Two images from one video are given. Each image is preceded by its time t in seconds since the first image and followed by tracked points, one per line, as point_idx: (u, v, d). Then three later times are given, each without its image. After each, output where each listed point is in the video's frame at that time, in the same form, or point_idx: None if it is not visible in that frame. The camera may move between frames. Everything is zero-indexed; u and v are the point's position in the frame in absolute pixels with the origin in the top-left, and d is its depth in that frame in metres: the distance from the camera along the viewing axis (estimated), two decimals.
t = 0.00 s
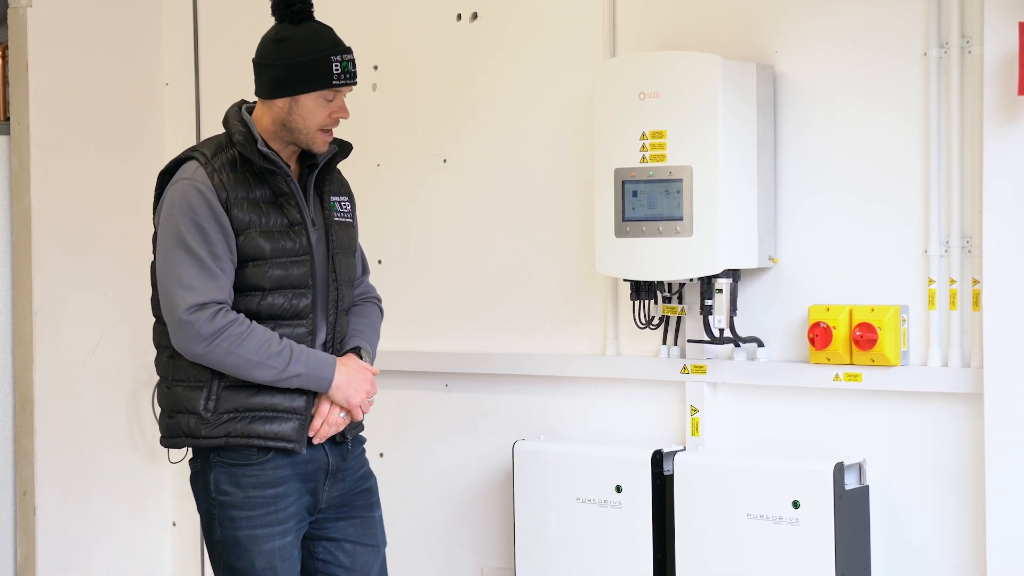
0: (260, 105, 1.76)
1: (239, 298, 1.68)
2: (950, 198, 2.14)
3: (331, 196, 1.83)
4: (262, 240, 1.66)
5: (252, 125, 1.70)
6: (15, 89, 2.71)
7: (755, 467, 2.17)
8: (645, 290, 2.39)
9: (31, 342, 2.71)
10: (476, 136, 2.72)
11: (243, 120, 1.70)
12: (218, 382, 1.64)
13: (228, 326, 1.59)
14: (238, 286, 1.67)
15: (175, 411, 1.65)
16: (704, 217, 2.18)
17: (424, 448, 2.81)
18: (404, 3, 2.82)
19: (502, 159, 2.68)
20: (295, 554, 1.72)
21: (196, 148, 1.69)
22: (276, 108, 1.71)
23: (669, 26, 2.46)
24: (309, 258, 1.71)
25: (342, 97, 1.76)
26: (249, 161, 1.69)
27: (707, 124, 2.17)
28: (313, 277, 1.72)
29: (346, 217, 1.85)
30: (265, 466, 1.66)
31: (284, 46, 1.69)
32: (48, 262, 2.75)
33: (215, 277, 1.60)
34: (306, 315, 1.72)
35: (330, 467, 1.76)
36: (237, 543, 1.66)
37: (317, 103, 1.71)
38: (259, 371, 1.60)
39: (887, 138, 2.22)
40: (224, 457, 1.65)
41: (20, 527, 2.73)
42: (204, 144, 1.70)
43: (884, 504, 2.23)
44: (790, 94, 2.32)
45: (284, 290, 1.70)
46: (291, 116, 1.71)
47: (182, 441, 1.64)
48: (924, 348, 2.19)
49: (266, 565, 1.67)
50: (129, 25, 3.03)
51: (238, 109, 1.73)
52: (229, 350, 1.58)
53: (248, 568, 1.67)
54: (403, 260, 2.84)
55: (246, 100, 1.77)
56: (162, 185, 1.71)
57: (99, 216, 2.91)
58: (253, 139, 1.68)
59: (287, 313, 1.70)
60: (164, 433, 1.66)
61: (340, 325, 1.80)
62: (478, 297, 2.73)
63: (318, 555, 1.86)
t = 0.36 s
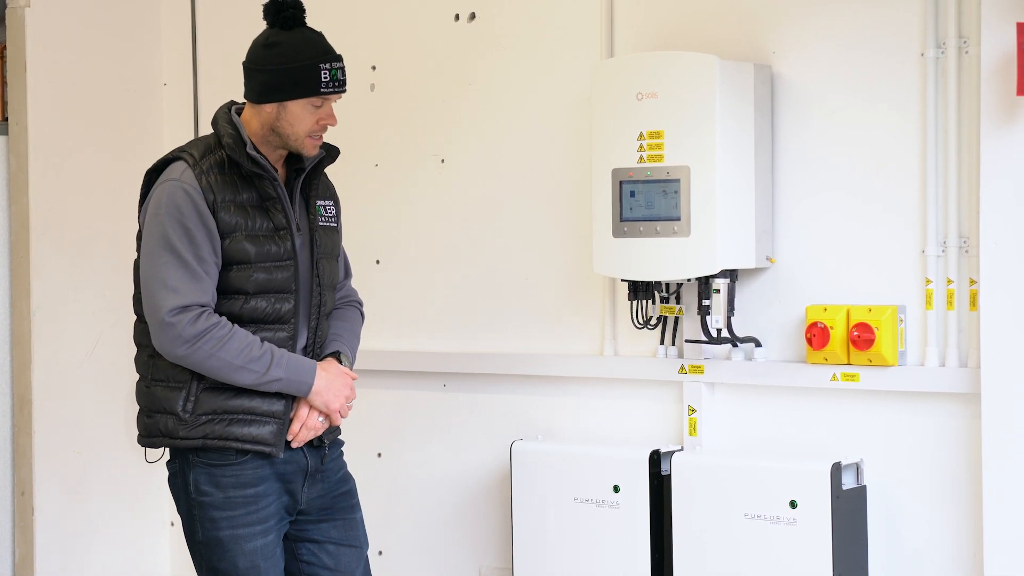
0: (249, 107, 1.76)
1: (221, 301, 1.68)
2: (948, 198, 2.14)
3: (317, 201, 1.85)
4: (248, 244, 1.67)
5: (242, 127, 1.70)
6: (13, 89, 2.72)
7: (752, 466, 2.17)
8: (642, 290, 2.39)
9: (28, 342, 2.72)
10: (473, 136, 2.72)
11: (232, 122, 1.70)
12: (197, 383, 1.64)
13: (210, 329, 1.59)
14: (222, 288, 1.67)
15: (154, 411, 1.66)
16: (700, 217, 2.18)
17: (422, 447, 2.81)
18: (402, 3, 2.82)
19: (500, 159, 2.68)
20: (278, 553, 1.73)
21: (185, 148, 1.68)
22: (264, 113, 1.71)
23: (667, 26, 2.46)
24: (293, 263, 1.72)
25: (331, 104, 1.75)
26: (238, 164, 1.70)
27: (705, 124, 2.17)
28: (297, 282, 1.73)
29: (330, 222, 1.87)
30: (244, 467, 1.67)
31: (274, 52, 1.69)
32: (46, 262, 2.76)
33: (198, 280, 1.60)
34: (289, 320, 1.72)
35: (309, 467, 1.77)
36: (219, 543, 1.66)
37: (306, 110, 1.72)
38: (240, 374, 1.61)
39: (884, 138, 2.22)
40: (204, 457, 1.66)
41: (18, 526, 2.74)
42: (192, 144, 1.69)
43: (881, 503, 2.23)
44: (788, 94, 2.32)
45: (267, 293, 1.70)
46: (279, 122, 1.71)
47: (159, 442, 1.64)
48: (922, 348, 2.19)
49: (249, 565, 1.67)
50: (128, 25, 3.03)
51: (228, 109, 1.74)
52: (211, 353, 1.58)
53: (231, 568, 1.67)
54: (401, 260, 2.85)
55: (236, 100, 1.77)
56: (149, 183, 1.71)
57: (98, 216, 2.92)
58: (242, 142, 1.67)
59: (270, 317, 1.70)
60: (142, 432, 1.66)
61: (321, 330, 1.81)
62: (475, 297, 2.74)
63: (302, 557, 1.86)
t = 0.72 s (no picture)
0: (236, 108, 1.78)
1: (216, 300, 1.68)
2: (946, 198, 2.14)
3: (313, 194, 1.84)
4: (241, 241, 1.67)
5: (231, 125, 1.70)
6: (11, 88, 2.72)
7: (751, 467, 2.17)
8: (641, 290, 2.38)
9: (27, 341, 2.72)
10: (471, 136, 2.72)
11: (221, 121, 1.70)
12: (195, 381, 1.64)
13: (206, 326, 1.59)
14: (216, 287, 1.68)
15: (153, 411, 1.66)
16: (699, 217, 2.18)
17: (422, 447, 2.81)
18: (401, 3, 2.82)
19: (499, 159, 2.68)
20: (277, 552, 1.73)
21: (176, 148, 1.68)
22: (246, 116, 1.73)
23: (665, 26, 2.46)
24: (289, 258, 1.71)
25: (312, 106, 1.75)
26: (229, 162, 1.70)
27: (703, 124, 2.17)
28: (292, 277, 1.72)
29: (327, 215, 1.86)
30: (241, 465, 1.67)
31: (252, 55, 1.69)
32: (44, 262, 2.76)
33: (193, 278, 1.60)
34: (285, 316, 1.73)
35: (306, 466, 1.77)
36: (217, 543, 1.66)
37: (285, 112, 1.71)
38: (238, 368, 1.61)
39: (883, 137, 2.22)
40: (201, 457, 1.66)
41: (16, 526, 2.74)
42: (183, 144, 1.70)
43: (880, 504, 2.23)
44: (787, 94, 2.32)
45: (261, 290, 1.70)
46: (260, 125, 1.72)
47: (159, 441, 1.65)
48: (920, 348, 2.19)
49: (247, 564, 1.68)
50: (127, 25, 3.03)
51: (217, 109, 1.73)
52: (208, 350, 1.58)
53: (229, 567, 1.67)
54: (400, 260, 2.85)
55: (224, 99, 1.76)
56: (140, 184, 1.71)
57: (97, 216, 2.92)
58: (232, 141, 1.67)
59: (265, 314, 1.71)
60: (143, 432, 1.66)
61: (321, 323, 1.82)
62: (474, 297, 2.74)
63: (301, 556, 1.86)
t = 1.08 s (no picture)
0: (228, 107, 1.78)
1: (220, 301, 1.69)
2: (945, 197, 2.14)
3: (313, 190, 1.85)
4: (244, 241, 1.67)
5: (227, 125, 1.71)
6: (11, 89, 2.73)
7: (751, 467, 2.17)
8: (640, 290, 2.39)
9: (26, 341, 2.75)
10: (471, 136, 2.72)
11: (216, 121, 1.70)
12: (202, 382, 1.64)
13: (214, 325, 1.59)
14: (219, 288, 1.68)
15: (162, 413, 1.66)
16: (698, 217, 2.18)
17: (421, 446, 2.81)
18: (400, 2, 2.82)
19: (498, 159, 2.68)
20: (281, 551, 1.73)
21: (173, 151, 1.67)
22: (236, 117, 1.73)
23: (665, 26, 2.46)
24: (292, 255, 1.73)
25: (300, 106, 1.75)
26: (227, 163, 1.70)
27: (702, 124, 2.17)
28: (295, 274, 1.74)
29: (326, 209, 1.87)
30: (246, 465, 1.67)
31: (240, 55, 1.70)
32: (42, 262, 2.76)
33: (199, 279, 1.60)
34: (289, 313, 1.74)
35: (311, 464, 1.77)
36: (223, 543, 1.66)
37: (273, 113, 1.72)
38: (250, 362, 1.62)
39: (883, 137, 2.22)
40: (205, 456, 1.66)
41: (15, 526, 2.78)
42: (179, 146, 1.69)
43: (880, 503, 2.23)
44: (787, 93, 2.32)
45: (266, 289, 1.71)
46: (249, 125, 1.73)
47: (170, 444, 1.65)
48: (919, 348, 2.19)
49: (253, 564, 1.68)
50: (127, 24, 3.03)
51: (211, 109, 1.73)
52: (219, 349, 1.58)
53: (235, 567, 1.67)
54: (400, 259, 2.85)
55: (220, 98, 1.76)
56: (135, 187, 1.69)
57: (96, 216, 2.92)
58: (229, 141, 1.67)
59: (270, 312, 1.72)
60: (154, 436, 1.66)
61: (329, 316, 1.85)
62: (474, 297, 2.74)
63: (305, 554, 1.87)
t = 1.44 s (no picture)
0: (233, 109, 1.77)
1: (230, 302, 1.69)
2: (945, 197, 2.14)
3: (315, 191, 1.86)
4: (253, 241, 1.67)
5: (233, 126, 1.71)
6: (11, 88, 2.73)
7: (751, 467, 2.17)
8: (640, 289, 2.40)
9: (26, 340, 2.74)
10: (472, 136, 2.72)
11: (222, 122, 1.71)
12: (215, 383, 1.64)
13: (225, 327, 1.58)
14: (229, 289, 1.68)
15: (172, 415, 1.65)
16: (697, 216, 2.18)
17: (420, 446, 2.81)
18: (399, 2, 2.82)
19: (498, 158, 2.68)
20: (285, 550, 1.73)
21: (180, 151, 1.67)
22: (245, 117, 1.73)
23: (665, 26, 2.46)
24: (300, 255, 1.73)
25: (310, 103, 1.76)
26: (234, 163, 1.70)
27: (701, 124, 2.17)
28: (303, 275, 1.74)
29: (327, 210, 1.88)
30: (253, 464, 1.67)
31: (247, 55, 1.70)
32: (42, 261, 2.76)
33: (210, 280, 1.60)
34: (300, 313, 1.74)
35: (316, 463, 1.77)
36: (228, 542, 1.66)
37: (285, 110, 1.72)
38: (262, 365, 1.61)
39: (883, 137, 2.22)
40: (211, 456, 1.66)
41: (16, 525, 2.77)
42: (184, 147, 1.69)
43: (880, 503, 2.23)
44: (786, 93, 2.32)
45: (275, 289, 1.71)
46: (260, 125, 1.72)
47: (181, 446, 1.64)
48: (919, 348, 2.19)
49: (258, 563, 1.68)
50: (126, 24, 3.03)
51: (216, 109, 1.74)
52: (230, 351, 1.58)
53: (240, 566, 1.67)
54: (399, 259, 2.85)
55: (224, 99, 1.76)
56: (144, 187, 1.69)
57: (96, 216, 2.92)
58: (236, 142, 1.68)
59: (281, 313, 1.72)
60: (163, 438, 1.66)
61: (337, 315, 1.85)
62: (474, 297, 2.74)
63: (310, 553, 1.87)
